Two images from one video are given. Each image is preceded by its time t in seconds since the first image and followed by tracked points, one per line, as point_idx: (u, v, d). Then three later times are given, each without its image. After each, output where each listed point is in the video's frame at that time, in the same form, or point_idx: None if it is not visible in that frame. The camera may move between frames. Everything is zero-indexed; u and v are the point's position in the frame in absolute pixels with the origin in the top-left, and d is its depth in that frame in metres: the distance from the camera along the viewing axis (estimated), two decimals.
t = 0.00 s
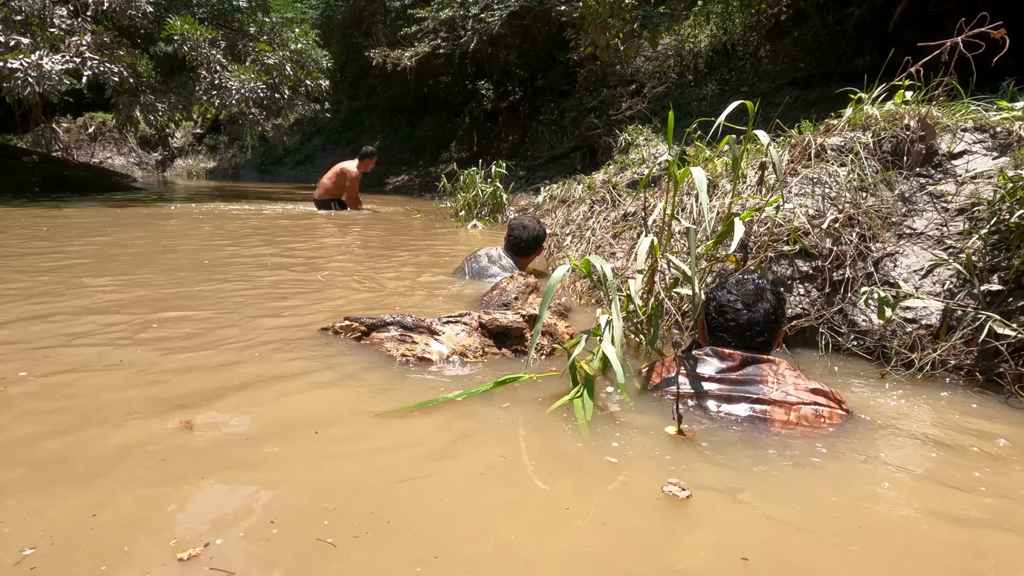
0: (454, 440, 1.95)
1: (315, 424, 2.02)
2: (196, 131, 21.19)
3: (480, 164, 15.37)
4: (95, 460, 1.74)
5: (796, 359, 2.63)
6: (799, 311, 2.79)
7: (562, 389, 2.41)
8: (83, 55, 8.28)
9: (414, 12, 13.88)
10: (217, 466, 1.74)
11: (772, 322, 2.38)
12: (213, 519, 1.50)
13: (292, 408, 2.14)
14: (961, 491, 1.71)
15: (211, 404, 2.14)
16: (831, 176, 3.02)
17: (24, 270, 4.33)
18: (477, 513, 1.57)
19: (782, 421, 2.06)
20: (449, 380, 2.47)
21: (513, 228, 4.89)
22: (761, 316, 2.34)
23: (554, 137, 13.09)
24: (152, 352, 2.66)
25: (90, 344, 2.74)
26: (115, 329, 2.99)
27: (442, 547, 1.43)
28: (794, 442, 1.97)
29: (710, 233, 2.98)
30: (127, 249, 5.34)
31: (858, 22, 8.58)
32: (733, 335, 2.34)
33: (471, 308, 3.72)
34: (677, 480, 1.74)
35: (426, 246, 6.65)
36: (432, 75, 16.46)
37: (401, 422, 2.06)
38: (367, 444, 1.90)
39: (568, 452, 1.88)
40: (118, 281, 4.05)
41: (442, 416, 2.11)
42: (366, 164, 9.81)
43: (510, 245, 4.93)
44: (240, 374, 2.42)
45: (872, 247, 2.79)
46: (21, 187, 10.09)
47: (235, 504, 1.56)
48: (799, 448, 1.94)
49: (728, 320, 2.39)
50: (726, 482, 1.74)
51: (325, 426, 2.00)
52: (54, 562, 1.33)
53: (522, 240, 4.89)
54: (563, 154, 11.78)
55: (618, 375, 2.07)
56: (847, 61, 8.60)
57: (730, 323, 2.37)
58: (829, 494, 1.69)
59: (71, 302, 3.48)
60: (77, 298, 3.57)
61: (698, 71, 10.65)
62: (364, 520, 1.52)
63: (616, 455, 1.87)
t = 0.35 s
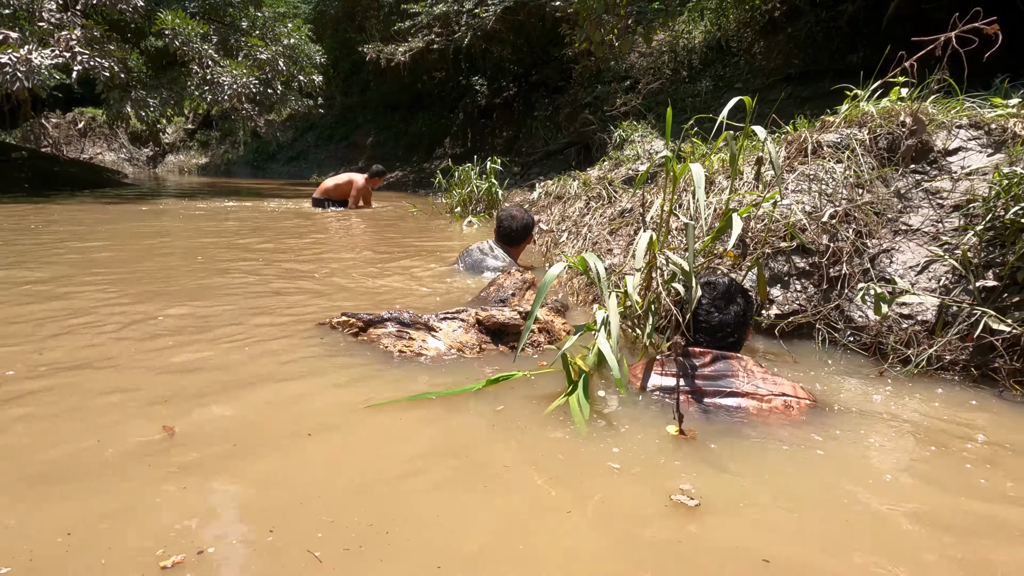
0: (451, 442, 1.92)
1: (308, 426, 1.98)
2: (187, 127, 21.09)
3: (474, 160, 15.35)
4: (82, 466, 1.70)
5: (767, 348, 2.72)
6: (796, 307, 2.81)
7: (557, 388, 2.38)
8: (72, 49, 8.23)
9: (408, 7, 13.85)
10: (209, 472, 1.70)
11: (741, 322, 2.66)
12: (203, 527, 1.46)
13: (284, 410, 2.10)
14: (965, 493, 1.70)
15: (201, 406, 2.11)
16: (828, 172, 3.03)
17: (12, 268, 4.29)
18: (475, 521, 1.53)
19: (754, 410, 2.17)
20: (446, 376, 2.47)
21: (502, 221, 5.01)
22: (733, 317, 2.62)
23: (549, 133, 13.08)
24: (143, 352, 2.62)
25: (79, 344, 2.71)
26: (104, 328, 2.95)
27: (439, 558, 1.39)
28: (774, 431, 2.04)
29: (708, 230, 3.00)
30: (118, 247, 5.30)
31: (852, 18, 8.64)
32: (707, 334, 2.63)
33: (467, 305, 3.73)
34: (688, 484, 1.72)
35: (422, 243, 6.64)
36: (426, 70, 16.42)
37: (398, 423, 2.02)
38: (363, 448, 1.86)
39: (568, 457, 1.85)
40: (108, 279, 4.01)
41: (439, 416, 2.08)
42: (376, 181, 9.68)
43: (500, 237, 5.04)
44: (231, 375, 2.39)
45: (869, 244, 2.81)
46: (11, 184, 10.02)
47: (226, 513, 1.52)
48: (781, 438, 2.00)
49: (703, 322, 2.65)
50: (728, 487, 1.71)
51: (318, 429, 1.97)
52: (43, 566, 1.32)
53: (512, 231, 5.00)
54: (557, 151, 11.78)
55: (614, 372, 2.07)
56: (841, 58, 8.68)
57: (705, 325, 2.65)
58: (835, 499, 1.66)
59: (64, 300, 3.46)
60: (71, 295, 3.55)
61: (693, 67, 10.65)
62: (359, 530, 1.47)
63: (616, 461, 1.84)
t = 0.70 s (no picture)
0: (464, 450, 1.82)
1: (312, 435, 1.87)
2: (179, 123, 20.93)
3: (470, 157, 15.26)
4: (76, 476, 1.61)
5: (777, 348, 2.70)
6: (809, 305, 2.76)
7: (569, 391, 2.30)
8: (63, 42, 8.12)
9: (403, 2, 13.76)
10: (208, 487, 1.58)
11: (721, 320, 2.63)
12: (209, 544, 1.37)
13: (286, 417, 1.99)
14: (1004, 499, 1.64)
15: (198, 412, 1.99)
16: (840, 167, 2.99)
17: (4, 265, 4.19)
18: (497, 535, 1.44)
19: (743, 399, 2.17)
20: (454, 377, 2.40)
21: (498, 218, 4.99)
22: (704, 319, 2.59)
23: (545, 129, 13.01)
24: (135, 353, 2.51)
25: (67, 344, 2.59)
26: (95, 328, 2.84)
27: None
28: (782, 426, 2.03)
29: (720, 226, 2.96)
30: (109, 245, 5.17)
31: (849, 16, 8.65)
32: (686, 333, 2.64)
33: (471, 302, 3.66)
34: (734, 494, 1.63)
35: (420, 240, 6.56)
36: (421, 67, 16.33)
37: (407, 430, 1.92)
38: (371, 458, 1.75)
39: (590, 466, 1.75)
40: (99, 277, 3.89)
41: (449, 423, 1.98)
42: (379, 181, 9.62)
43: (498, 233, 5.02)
44: (229, 379, 2.28)
45: (883, 240, 2.76)
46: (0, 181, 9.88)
47: (229, 533, 1.40)
48: (793, 433, 1.98)
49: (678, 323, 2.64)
50: (765, 499, 1.61)
51: (323, 438, 1.86)
52: None
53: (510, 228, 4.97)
54: (554, 147, 11.72)
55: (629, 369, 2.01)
56: (838, 56, 8.69)
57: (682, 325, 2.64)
58: (879, 511, 1.56)
59: (57, 297, 3.38)
60: (63, 292, 3.47)
61: (690, 64, 10.63)
62: (377, 556, 1.35)
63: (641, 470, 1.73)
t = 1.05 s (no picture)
0: (518, 473, 1.62)
1: (343, 457, 1.67)
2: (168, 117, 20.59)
3: (465, 151, 15.08)
4: (86, 504, 1.43)
5: (818, 346, 2.59)
6: (852, 303, 2.66)
7: (612, 394, 2.12)
8: (49, 31, 7.94)
9: None
10: (240, 521, 1.39)
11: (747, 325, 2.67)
12: None
13: (315, 435, 1.79)
14: None
15: (212, 430, 1.78)
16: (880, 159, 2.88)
17: None
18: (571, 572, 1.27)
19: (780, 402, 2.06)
20: (485, 379, 2.21)
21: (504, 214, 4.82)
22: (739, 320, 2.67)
23: (542, 123, 12.85)
24: (136, 362, 2.30)
25: (61, 352, 2.37)
26: (89, 333, 2.61)
27: None
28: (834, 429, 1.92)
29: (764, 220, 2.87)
30: (100, 241, 4.94)
31: (850, 10, 8.58)
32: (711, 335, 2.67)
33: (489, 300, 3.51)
34: (843, 517, 1.48)
35: (423, 236, 6.38)
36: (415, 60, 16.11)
37: (449, 446, 1.74)
38: (415, 486, 1.55)
39: (663, 493, 1.55)
40: (91, 277, 3.67)
41: (494, 439, 1.78)
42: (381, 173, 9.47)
43: (505, 228, 4.86)
44: (242, 390, 2.07)
45: (929, 235, 2.65)
46: None
47: None
48: (863, 442, 1.83)
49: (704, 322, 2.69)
50: (861, 522, 1.46)
51: (355, 460, 1.65)
52: None
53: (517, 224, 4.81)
54: (552, 142, 11.57)
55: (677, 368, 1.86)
56: (839, 50, 8.61)
57: (708, 324, 2.68)
58: (995, 540, 1.40)
59: (53, 298, 3.18)
60: (58, 292, 3.26)
61: (689, 58, 10.49)
62: None
63: (721, 495, 1.55)
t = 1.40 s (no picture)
0: (636, 525, 1.37)
1: (425, 500, 1.43)
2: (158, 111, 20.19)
3: (464, 148, 14.80)
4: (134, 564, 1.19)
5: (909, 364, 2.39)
6: (946, 314, 2.44)
7: (710, 425, 1.89)
8: (39, 20, 7.70)
9: None
10: None
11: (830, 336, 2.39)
12: None
13: (384, 470, 1.55)
14: None
15: (265, 469, 1.52)
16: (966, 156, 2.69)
17: None
18: None
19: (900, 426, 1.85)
20: (561, 404, 1.97)
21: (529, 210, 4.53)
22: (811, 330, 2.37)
23: (544, 119, 12.61)
24: (159, 382, 2.02)
25: (72, 370, 2.09)
26: (101, 346, 2.33)
27: None
28: (971, 455, 1.71)
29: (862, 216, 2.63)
30: (100, 241, 4.64)
31: (860, 6, 8.42)
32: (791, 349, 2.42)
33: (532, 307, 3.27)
34: None
35: (439, 235, 6.12)
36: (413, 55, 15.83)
37: (544, 484, 1.51)
38: (518, 545, 1.29)
39: (813, 547, 1.32)
40: (98, 281, 3.39)
41: (593, 479, 1.54)
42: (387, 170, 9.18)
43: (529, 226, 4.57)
44: (286, 416, 1.80)
45: None
46: None
47: None
48: None
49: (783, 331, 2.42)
50: None
51: (440, 504, 1.42)
52: None
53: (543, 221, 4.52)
54: (555, 138, 11.33)
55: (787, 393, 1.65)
56: (849, 46, 8.42)
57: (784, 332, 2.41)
58: None
59: (61, 302, 2.92)
60: (66, 296, 3.00)
61: (694, 54, 10.30)
62: None
63: (894, 555, 1.30)
